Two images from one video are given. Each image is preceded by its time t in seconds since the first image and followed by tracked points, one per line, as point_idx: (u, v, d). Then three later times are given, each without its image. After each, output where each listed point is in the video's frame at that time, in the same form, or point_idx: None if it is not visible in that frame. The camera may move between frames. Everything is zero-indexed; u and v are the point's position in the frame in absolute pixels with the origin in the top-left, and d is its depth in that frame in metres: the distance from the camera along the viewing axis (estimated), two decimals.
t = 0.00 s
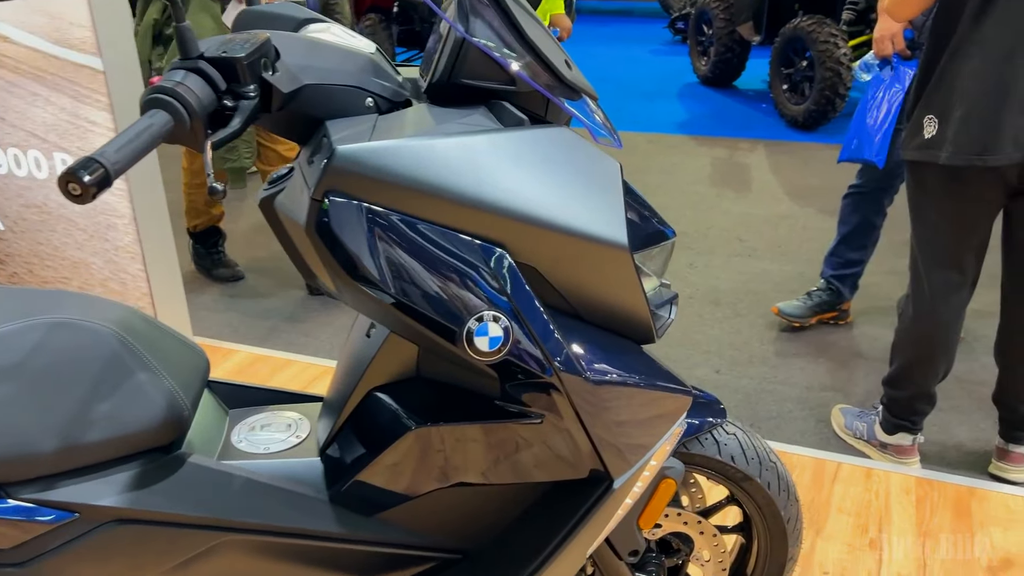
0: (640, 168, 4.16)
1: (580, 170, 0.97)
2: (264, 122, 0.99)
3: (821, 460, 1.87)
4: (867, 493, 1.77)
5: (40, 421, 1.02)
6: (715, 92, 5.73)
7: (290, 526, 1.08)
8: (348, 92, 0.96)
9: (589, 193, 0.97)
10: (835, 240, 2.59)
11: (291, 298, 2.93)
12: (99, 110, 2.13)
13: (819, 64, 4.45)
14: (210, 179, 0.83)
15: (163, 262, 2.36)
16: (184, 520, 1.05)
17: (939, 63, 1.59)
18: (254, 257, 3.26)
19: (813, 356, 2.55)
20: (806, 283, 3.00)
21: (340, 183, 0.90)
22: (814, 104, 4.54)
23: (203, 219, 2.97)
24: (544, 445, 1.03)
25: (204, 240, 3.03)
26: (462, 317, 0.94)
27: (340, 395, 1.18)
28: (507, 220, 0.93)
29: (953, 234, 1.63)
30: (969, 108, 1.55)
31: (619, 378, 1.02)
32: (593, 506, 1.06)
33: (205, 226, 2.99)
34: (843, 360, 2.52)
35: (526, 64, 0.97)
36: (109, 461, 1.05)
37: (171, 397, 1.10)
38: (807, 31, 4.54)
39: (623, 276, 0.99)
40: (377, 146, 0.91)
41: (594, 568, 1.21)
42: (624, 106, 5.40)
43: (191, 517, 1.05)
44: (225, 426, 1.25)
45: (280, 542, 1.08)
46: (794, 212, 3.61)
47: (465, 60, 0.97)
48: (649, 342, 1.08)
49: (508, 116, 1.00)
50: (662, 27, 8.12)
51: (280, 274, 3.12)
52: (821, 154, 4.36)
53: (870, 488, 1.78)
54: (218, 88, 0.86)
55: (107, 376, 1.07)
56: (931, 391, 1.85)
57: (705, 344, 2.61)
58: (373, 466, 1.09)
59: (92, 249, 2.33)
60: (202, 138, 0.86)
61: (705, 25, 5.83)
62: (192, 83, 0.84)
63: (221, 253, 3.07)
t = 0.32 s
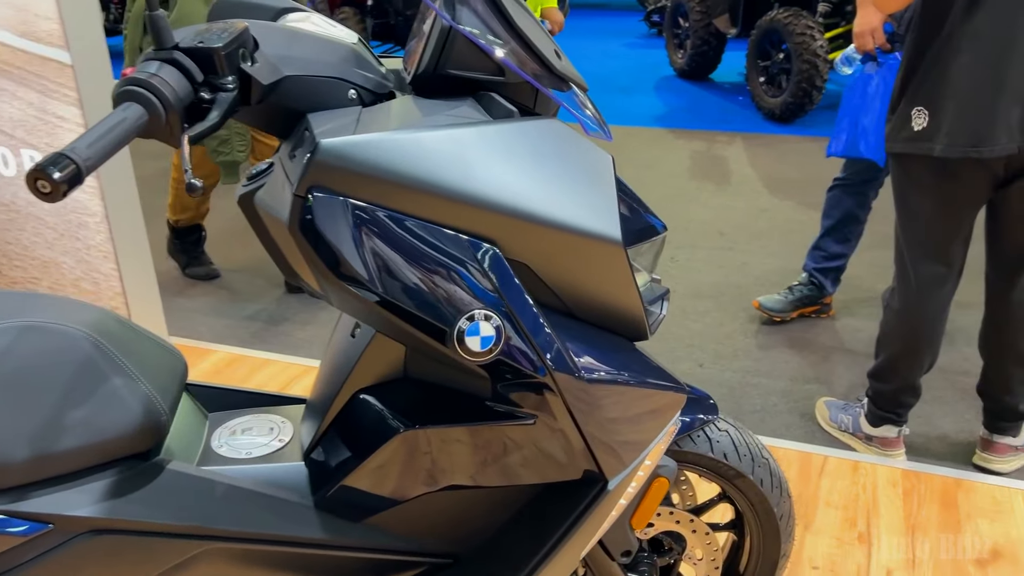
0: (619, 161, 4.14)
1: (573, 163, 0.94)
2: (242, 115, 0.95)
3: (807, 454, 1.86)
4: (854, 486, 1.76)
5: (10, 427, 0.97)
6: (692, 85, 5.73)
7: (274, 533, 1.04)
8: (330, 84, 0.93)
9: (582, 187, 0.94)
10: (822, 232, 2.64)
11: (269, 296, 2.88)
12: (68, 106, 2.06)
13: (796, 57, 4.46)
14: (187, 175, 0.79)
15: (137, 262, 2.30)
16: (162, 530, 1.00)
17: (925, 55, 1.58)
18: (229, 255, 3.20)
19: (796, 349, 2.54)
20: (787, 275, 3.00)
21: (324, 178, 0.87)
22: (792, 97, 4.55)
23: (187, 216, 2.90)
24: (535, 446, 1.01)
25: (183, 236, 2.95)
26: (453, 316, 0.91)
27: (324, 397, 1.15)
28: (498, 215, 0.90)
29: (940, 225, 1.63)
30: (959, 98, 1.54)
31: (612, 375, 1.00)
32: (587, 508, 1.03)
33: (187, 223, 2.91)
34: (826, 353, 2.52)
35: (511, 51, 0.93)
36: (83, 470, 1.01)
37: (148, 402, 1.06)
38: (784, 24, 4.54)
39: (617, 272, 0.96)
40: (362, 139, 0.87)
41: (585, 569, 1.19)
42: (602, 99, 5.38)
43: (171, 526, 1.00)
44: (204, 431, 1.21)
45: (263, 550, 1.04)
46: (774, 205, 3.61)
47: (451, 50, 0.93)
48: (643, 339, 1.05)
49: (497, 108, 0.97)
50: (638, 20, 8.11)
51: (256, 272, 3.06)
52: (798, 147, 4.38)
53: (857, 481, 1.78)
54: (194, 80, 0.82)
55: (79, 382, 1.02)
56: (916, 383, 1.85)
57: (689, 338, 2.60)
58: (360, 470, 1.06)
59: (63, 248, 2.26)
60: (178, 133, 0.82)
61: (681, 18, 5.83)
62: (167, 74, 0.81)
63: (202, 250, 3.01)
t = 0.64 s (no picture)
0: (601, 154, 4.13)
1: (570, 155, 0.92)
2: (228, 106, 0.92)
3: (796, 447, 1.85)
4: (844, 479, 1.76)
5: None
6: (671, 78, 5.72)
7: (265, 538, 1.02)
8: (318, 74, 0.90)
9: (580, 179, 0.92)
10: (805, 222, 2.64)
11: (249, 293, 2.84)
12: (41, 100, 2.01)
13: (776, 49, 4.46)
14: (172, 169, 0.76)
15: (114, 259, 2.25)
16: (148, 537, 0.97)
17: (916, 45, 1.56)
18: (208, 253, 3.14)
19: (781, 341, 2.55)
20: (771, 268, 3.00)
21: (315, 172, 0.84)
22: (772, 89, 4.56)
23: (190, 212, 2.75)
24: (532, 445, 0.99)
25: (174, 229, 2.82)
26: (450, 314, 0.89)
27: (314, 397, 1.11)
28: (495, 210, 0.88)
29: (930, 217, 1.63)
30: (950, 89, 1.53)
31: (610, 372, 0.98)
32: (586, 508, 1.01)
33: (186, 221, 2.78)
34: (811, 345, 2.52)
35: (500, 35, 0.90)
36: (64, 477, 0.97)
37: (131, 404, 1.02)
38: (763, 16, 4.53)
39: (615, 267, 0.94)
40: (354, 131, 0.85)
41: (580, 569, 1.18)
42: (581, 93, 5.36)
43: (157, 533, 0.97)
44: (189, 434, 1.18)
45: (250, 555, 1.02)
46: (756, 197, 3.61)
47: (443, 39, 0.90)
48: (640, 334, 1.03)
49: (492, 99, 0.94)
50: (616, 13, 8.10)
51: (236, 269, 3.02)
52: (779, 139, 4.39)
53: (847, 473, 1.77)
54: (178, 70, 0.79)
55: (58, 386, 0.98)
56: (905, 375, 1.85)
57: (674, 331, 2.60)
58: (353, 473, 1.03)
59: (37, 246, 2.20)
60: (162, 126, 0.79)
61: (660, 11, 5.82)
62: (149, 64, 0.77)
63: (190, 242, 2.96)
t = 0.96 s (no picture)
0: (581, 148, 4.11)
1: (570, 145, 0.90)
2: (216, 96, 0.88)
3: (787, 440, 1.85)
4: (836, 471, 1.75)
5: None
6: (650, 71, 5.71)
7: (258, 543, 0.99)
8: (309, 61, 0.86)
9: (580, 170, 0.89)
10: (790, 214, 2.64)
11: (229, 291, 2.79)
12: (12, 93, 1.94)
13: (755, 41, 4.46)
14: (161, 160, 0.72)
15: (90, 257, 2.19)
16: (134, 544, 0.93)
17: (910, 34, 1.55)
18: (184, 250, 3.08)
19: (767, 334, 2.54)
20: (755, 259, 3.00)
21: (310, 164, 0.81)
22: (751, 81, 4.56)
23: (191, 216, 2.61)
24: (532, 443, 0.96)
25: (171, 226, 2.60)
26: (449, 309, 0.86)
27: (305, 397, 1.08)
28: (495, 202, 0.85)
29: (922, 208, 1.62)
30: (943, 80, 1.52)
31: (612, 368, 0.96)
32: (588, 507, 0.99)
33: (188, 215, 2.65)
34: (798, 337, 2.52)
35: (493, 17, 0.87)
36: (46, 483, 0.93)
37: (116, 408, 0.98)
38: (742, 9, 4.53)
39: (617, 259, 0.92)
40: (350, 121, 0.81)
41: (579, 568, 1.16)
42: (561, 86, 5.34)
43: (145, 540, 0.94)
44: (174, 436, 1.14)
45: (241, 560, 0.99)
46: (738, 190, 3.61)
47: (439, 24, 0.87)
48: (641, 328, 1.01)
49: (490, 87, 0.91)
50: (593, 6, 8.08)
51: (215, 266, 2.96)
52: (759, 131, 4.39)
53: (839, 466, 1.77)
54: (164, 59, 0.76)
55: (39, 389, 0.94)
56: (894, 366, 1.85)
57: (660, 325, 2.58)
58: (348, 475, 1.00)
59: (9, 244, 2.14)
60: (149, 116, 0.75)
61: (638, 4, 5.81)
62: (134, 51, 0.73)
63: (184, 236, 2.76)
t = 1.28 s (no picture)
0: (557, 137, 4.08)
1: (568, 130, 0.86)
2: (199, 81, 0.84)
3: (774, 429, 1.84)
4: (823, 460, 1.75)
5: None
6: (623, 60, 5.69)
7: (245, 548, 0.95)
8: (297, 43, 0.82)
9: (579, 156, 0.86)
10: (769, 202, 2.63)
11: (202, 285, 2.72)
12: None
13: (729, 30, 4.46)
14: (146, 148, 0.68)
15: (56, 252, 2.12)
16: (117, 552, 0.89)
17: (899, 19, 1.53)
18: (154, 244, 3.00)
19: (749, 323, 2.54)
20: (734, 248, 3.00)
21: (302, 151, 0.77)
22: (725, 70, 4.56)
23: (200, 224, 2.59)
24: (531, 440, 0.93)
25: (182, 238, 2.58)
26: (448, 303, 0.83)
27: (293, 395, 1.04)
28: (493, 190, 0.82)
29: (909, 194, 1.62)
30: (933, 66, 1.51)
31: (613, 360, 0.93)
32: (588, 505, 0.96)
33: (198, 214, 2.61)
34: (779, 326, 2.52)
35: None
36: (22, 489, 0.88)
37: (94, 409, 0.94)
38: None
39: (617, 249, 0.90)
40: (342, 106, 0.78)
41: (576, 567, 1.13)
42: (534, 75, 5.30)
43: (128, 548, 0.89)
44: (154, 438, 1.10)
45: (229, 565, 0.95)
46: (714, 178, 3.61)
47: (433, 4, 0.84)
48: (640, 320, 0.99)
49: (486, 71, 0.88)
50: None
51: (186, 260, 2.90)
52: (733, 120, 4.40)
53: (826, 454, 1.76)
54: (144, 40, 0.71)
55: (13, 389, 0.89)
56: (879, 354, 1.85)
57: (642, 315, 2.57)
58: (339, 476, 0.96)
59: None
60: (130, 102, 0.71)
61: None
62: (113, 32, 0.69)
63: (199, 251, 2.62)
